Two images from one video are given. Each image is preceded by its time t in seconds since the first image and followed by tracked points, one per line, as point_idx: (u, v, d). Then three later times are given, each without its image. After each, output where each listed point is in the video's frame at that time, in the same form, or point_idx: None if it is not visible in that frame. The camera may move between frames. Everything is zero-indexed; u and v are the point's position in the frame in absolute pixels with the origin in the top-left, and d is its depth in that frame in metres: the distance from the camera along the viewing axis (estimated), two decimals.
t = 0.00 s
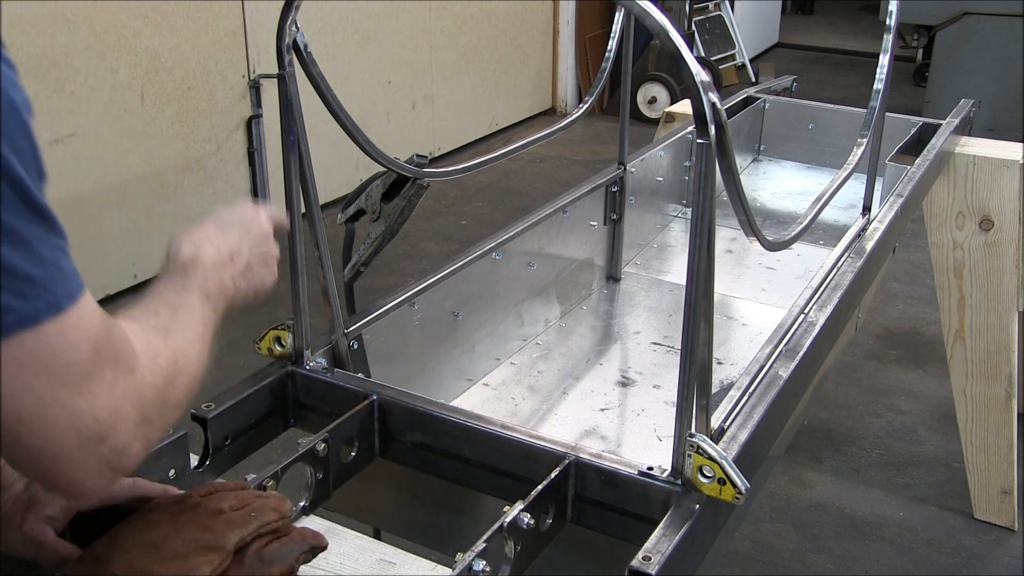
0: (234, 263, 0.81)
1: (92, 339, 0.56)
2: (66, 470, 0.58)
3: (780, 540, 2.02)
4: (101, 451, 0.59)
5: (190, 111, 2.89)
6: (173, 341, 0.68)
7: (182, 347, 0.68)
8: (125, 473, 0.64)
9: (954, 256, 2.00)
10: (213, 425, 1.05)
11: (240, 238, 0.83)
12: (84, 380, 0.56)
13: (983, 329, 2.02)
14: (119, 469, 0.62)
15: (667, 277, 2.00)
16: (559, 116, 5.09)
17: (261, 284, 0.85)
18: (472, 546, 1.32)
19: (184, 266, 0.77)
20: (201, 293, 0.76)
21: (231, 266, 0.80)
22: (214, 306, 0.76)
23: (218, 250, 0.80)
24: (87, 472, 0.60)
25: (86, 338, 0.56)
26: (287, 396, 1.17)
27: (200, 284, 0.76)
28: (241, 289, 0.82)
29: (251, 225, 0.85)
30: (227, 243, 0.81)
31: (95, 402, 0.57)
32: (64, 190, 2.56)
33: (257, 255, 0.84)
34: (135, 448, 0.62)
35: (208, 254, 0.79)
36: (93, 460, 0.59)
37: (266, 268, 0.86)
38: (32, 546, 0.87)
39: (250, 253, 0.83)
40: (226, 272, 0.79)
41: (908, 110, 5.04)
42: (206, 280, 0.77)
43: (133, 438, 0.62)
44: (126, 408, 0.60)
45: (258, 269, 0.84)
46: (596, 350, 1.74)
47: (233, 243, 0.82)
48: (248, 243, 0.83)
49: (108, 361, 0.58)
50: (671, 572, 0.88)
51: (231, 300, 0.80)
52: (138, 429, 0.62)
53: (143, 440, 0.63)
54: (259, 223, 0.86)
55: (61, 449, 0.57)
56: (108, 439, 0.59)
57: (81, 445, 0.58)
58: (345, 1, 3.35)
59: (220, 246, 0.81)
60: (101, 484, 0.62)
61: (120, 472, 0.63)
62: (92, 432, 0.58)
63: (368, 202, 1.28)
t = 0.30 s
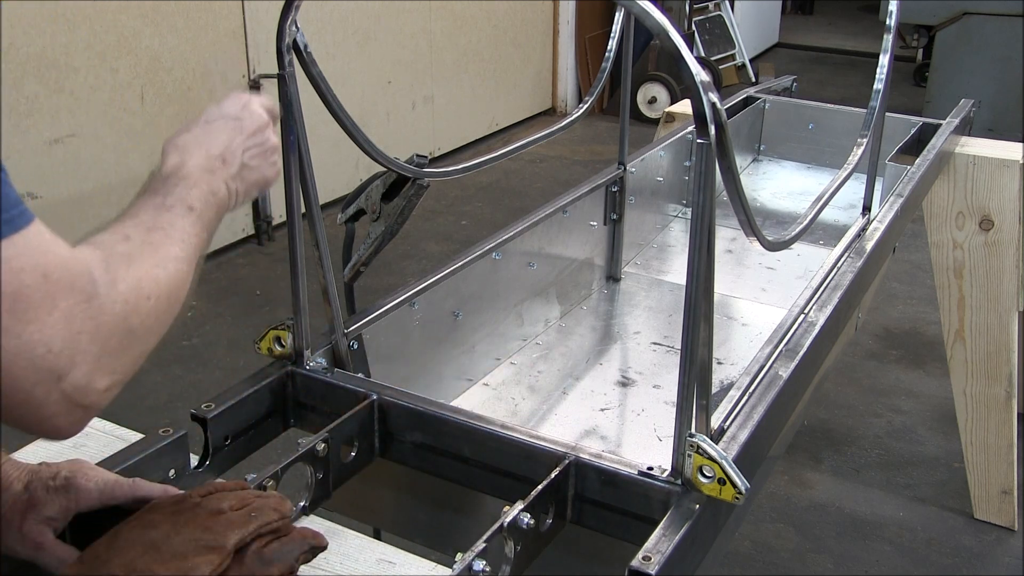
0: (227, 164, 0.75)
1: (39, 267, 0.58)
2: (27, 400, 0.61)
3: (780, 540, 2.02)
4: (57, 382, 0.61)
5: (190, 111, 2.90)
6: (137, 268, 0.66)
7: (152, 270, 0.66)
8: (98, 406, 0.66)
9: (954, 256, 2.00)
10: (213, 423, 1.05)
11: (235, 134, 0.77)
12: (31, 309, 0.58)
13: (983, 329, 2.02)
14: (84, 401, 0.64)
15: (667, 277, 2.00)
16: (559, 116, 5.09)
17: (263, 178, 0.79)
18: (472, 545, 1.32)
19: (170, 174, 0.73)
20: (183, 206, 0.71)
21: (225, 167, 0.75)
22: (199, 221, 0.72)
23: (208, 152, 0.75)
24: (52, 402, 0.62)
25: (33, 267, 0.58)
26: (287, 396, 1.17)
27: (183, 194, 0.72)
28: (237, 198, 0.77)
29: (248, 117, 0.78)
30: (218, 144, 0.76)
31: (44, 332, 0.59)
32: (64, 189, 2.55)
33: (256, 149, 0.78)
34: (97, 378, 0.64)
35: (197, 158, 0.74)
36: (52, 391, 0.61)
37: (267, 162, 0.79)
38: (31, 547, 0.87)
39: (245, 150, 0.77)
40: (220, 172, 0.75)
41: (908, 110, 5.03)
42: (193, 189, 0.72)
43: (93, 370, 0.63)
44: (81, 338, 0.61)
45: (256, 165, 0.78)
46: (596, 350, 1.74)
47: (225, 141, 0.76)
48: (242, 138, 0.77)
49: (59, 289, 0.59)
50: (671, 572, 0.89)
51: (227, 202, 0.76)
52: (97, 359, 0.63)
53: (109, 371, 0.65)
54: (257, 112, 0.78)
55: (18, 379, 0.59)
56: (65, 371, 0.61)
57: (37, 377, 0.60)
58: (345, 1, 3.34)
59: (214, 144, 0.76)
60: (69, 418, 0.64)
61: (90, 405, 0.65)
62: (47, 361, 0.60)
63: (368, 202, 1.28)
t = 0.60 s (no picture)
0: (197, 288, 0.74)
1: None
2: None
3: (780, 540, 2.02)
4: None
5: (189, 111, 2.90)
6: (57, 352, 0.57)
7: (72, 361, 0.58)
8: None
9: (954, 256, 2.00)
10: (213, 423, 1.05)
11: (213, 257, 0.77)
12: None
13: (983, 329, 2.02)
14: None
15: (667, 277, 2.00)
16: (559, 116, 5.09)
17: (228, 310, 0.78)
18: (472, 545, 1.32)
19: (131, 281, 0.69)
20: (135, 314, 0.66)
21: (192, 291, 0.74)
22: (147, 332, 0.66)
23: (180, 268, 0.73)
24: None
25: None
26: (287, 397, 1.17)
27: (140, 302, 0.67)
28: (199, 317, 0.74)
29: (229, 247, 0.80)
30: (192, 265, 0.75)
31: None
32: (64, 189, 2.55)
33: (228, 278, 0.78)
34: None
35: (164, 274, 0.72)
36: None
37: (236, 296, 0.79)
38: (32, 546, 0.86)
39: (217, 278, 0.77)
40: (184, 293, 0.72)
41: (908, 109, 5.04)
42: (149, 301, 0.68)
43: None
44: None
45: (227, 297, 0.78)
46: (596, 350, 1.74)
47: (201, 263, 0.75)
48: (221, 264, 0.78)
49: None
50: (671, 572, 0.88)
51: (184, 324, 0.72)
52: None
53: None
54: (238, 246, 0.81)
55: None
56: None
57: None
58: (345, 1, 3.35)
59: (186, 264, 0.74)
60: None
61: None
62: None
63: (368, 202, 1.28)
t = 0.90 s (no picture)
0: (209, 199, 0.67)
1: None
2: None
3: (780, 540, 2.02)
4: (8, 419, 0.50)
5: (190, 111, 2.90)
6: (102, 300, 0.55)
7: (123, 300, 0.56)
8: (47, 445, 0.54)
9: (954, 256, 2.00)
10: (214, 423, 1.05)
11: (219, 163, 0.69)
12: None
13: (984, 329, 2.02)
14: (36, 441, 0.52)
15: (667, 277, 2.00)
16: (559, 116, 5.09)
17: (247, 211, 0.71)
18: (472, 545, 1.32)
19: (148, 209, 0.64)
20: (160, 241, 0.61)
21: (207, 203, 0.67)
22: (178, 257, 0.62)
23: (189, 186, 0.67)
24: None
25: None
26: (287, 397, 1.17)
27: (160, 225, 0.62)
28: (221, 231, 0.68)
29: (230, 148, 0.71)
30: (199, 176, 0.68)
31: None
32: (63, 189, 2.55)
33: (238, 180, 0.70)
34: (51, 419, 0.52)
35: (175, 193, 0.65)
36: None
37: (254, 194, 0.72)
38: (33, 546, 0.87)
39: (229, 182, 0.69)
40: (203, 207, 0.66)
41: (908, 109, 5.04)
42: (171, 220, 0.63)
43: (44, 410, 0.51)
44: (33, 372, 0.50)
45: (243, 197, 0.70)
46: (596, 350, 1.74)
47: (204, 175, 0.68)
48: (226, 170, 0.70)
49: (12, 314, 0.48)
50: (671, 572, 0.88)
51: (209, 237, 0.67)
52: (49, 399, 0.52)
53: (64, 411, 0.53)
54: (240, 145, 0.72)
55: None
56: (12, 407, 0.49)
57: None
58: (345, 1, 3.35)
59: (192, 178, 0.67)
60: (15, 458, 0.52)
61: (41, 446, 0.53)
62: None
63: (368, 202, 1.28)
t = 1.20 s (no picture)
0: (250, 138, 0.67)
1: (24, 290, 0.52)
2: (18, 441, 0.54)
3: (780, 540, 2.02)
4: (54, 422, 0.55)
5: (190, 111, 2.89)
6: (136, 282, 0.60)
7: (152, 284, 0.60)
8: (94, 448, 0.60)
9: (954, 256, 2.00)
10: (213, 423, 1.05)
11: (256, 97, 0.68)
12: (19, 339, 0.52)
13: (983, 328, 2.02)
14: (82, 440, 0.58)
15: (667, 277, 2.00)
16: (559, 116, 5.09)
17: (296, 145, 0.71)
18: (472, 545, 1.32)
19: (188, 156, 0.65)
20: (200, 197, 0.64)
21: (248, 141, 0.67)
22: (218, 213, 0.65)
23: (223, 127, 0.67)
24: (44, 443, 0.56)
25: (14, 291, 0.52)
26: (287, 397, 1.17)
27: (203, 180, 0.65)
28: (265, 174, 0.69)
29: (271, 78, 0.69)
30: (236, 115, 0.68)
31: (29, 365, 0.53)
32: (64, 189, 2.56)
33: (280, 113, 0.69)
34: (97, 412, 0.58)
35: (215, 135, 0.66)
36: (42, 435, 0.55)
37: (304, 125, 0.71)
38: (34, 548, 0.87)
39: (269, 119, 0.68)
40: (245, 146, 0.67)
41: (908, 109, 5.04)
42: (215, 171, 0.65)
43: (88, 408, 0.57)
44: (75, 367, 0.55)
45: (287, 133, 0.70)
46: (596, 350, 1.74)
47: (243, 113, 0.68)
48: (264, 105, 0.69)
49: (53, 312, 0.54)
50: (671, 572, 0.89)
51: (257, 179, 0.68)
52: (93, 394, 0.57)
53: (111, 402, 0.59)
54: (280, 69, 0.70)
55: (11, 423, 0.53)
56: (60, 408, 0.55)
57: (25, 418, 0.53)
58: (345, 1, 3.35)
59: (233, 117, 0.68)
60: (64, 459, 0.58)
61: (88, 447, 0.59)
62: (35, 403, 0.53)
63: (368, 202, 1.28)
